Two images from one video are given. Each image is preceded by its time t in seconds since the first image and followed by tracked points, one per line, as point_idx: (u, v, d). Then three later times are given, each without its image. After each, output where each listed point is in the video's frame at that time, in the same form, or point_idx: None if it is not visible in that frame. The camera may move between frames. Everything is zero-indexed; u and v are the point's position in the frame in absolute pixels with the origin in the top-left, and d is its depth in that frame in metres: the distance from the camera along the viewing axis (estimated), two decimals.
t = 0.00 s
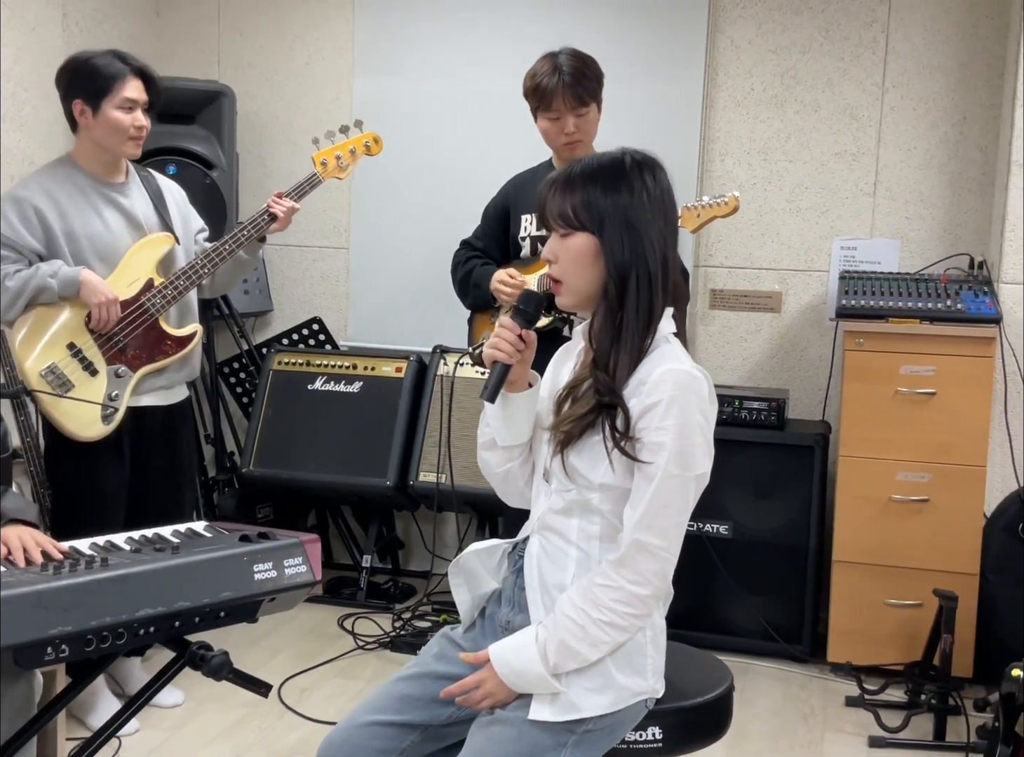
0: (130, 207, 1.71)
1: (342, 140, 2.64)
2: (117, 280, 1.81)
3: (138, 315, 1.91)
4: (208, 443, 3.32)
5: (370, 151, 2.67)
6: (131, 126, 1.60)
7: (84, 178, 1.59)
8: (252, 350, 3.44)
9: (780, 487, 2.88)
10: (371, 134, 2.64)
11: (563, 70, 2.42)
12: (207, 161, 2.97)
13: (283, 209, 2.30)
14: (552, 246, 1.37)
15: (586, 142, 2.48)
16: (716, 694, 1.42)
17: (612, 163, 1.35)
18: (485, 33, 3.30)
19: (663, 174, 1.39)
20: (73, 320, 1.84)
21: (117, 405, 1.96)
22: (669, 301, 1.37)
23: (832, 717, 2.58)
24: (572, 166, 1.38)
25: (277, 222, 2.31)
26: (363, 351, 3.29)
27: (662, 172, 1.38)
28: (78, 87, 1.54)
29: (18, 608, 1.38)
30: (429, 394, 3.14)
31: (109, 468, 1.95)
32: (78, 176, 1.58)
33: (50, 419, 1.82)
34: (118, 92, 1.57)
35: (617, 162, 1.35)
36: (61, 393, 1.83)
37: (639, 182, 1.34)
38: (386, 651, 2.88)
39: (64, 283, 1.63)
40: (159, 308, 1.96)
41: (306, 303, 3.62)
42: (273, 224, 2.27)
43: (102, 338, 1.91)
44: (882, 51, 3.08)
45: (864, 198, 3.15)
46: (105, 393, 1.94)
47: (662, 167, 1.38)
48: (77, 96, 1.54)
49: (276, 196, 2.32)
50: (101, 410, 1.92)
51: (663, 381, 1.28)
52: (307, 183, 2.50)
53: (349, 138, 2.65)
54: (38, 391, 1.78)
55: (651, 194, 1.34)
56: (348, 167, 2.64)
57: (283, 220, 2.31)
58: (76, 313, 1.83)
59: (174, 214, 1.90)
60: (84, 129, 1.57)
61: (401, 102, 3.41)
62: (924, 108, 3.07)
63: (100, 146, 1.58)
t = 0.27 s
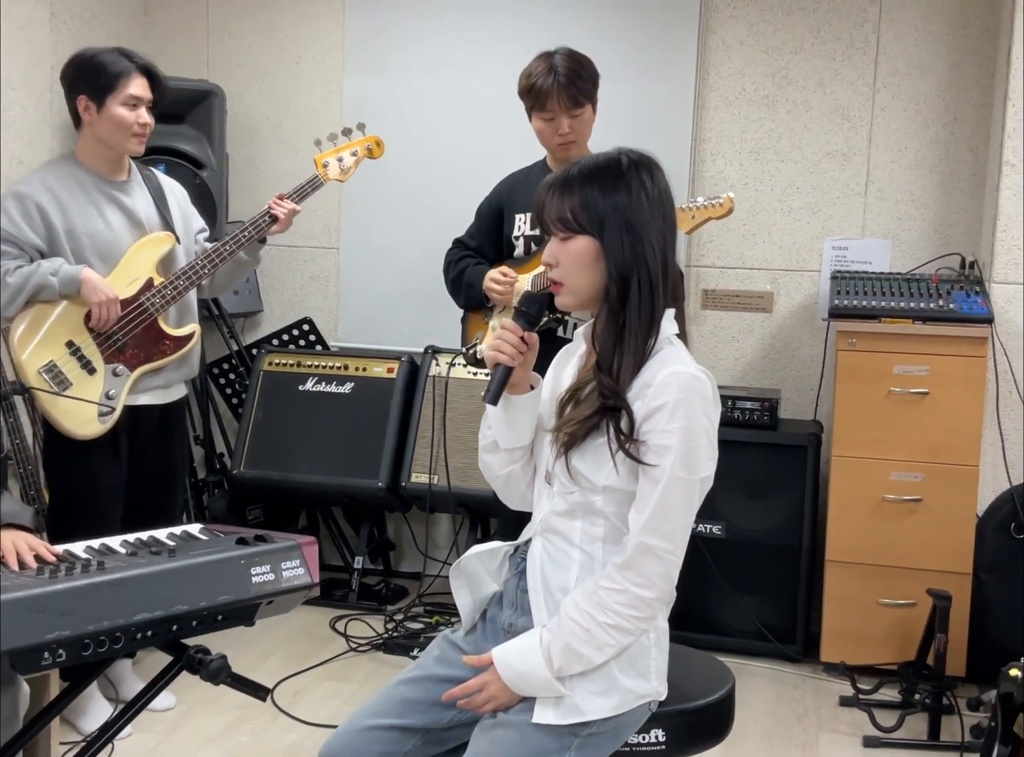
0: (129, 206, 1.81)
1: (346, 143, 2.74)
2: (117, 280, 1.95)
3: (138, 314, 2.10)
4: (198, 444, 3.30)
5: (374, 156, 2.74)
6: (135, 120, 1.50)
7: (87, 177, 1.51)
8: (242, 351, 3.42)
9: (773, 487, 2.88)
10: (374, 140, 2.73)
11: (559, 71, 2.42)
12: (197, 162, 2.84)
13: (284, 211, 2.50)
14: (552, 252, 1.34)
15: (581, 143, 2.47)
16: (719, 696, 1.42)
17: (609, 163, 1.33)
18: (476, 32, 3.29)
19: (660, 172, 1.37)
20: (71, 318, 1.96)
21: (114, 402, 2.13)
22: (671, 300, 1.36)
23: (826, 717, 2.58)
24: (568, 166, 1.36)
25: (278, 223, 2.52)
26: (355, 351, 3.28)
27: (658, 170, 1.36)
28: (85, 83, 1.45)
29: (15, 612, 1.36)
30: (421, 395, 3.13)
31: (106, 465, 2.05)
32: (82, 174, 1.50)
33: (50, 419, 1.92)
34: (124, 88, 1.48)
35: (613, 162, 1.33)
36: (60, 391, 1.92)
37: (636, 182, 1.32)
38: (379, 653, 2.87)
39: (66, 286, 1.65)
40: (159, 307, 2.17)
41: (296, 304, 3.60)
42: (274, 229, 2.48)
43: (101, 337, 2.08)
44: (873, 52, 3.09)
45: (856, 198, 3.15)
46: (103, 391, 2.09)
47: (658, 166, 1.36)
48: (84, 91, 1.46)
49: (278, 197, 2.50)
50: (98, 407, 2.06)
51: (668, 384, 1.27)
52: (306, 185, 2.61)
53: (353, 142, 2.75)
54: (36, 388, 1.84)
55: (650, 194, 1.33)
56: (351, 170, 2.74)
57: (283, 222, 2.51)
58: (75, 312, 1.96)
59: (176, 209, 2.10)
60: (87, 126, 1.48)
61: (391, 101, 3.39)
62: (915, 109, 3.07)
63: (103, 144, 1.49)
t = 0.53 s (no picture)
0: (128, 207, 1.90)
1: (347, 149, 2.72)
2: (113, 281, 1.99)
3: (133, 316, 2.11)
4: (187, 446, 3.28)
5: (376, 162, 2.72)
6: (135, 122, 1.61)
7: (87, 177, 1.62)
8: (231, 353, 3.41)
9: (765, 488, 2.88)
10: (375, 145, 2.71)
11: (554, 74, 2.43)
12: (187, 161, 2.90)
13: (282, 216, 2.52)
14: (550, 250, 1.34)
15: (575, 146, 2.47)
16: (721, 699, 1.42)
17: (610, 165, 1.33)
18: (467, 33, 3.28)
19: (662, 175, 1.36)
20: (65, 318, 1.91)
21: (107, 404, 2.11)
22: (671, 303, 1.35)
23: (819, 718, 2.59)
24: (570, 168, 1.35)
25: (276, 227, 2.54)
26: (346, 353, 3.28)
27: (661, 174, 1.35)
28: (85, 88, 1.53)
29: (12, 619, 1.35)
30: (412, 397, 3.13)
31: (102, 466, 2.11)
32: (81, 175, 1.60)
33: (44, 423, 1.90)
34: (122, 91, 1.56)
35: (615, 165, 1.33)
36: (50, 393, 1.90)
37: (637, 184, 1.32)
38: (371, 656, 2.85)
39: (61, 284, 1.70)
40: (154, 310, 2.19)
41: (285, 305, 3.59)
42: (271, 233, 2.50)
43: (95, 338, 2.04)
44: (864, 53, 3.09)
45: (846, 198, 3.16)
46: (96, 394, 2.08)
47: (660, 169, 1.35)
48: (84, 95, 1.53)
49: (278, 202, 2.54)
50: (90, 411, 2.07)
51: (668, 386, 1.26)
52: (307, 191, 2.58)
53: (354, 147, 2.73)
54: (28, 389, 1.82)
55: (651, 196, 1.32)
56: (353, 176, 2.72)
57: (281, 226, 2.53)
58: (69, 313, 1.91)
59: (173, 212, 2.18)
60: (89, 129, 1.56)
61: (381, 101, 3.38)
62: (906, 109, 3.08)
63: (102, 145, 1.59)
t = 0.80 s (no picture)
0: (120, 209, 1.87)
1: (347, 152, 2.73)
2: (102, 284, 1.98)
3: (126, 320, 2.11)
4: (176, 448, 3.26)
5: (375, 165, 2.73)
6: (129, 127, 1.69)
7: (80, 178, 1.65)
8: (219, 354, 3.38)
9: (756, 488, 2.88)
10: (374, 147, 2.71)
11: (547, 73, 2.42)
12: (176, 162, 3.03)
13: (277, 219, 2.47)
14: (553, 250, 1.33)
15: (567, 146, 2.46)
16: (722, 701, 1.42)
17: (616, 166, 1.32)
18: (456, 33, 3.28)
19: (668, 177, 1.36)
20: (54, 321, 1.97)
21: (95, 408, 2.11)
22: (674, 304, 1.35)
23: (812, 718, 2.59)
24: (575, 168, 1.35)
25: (271, 231, 2.49)
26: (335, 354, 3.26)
27: (666, 176, 1.35)
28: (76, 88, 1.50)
29: (8, 623, 1.34)
30: (403, 399, 3.13)
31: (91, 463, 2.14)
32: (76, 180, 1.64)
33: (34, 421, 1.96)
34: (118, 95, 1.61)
35: (620, 165, 1.32)
36: (40, 396, 1.97)
37: (643, 185, 1.31)
38: (363, 658, 2.84)
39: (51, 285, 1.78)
40: (146, 312, 2.18)
41: (274, 306, 3.57)
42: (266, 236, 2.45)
43: (84, 340, 2.05)
44: (853, 53, 3.10)
45: (836, 199, 3.16)
46: (83, 398, 2.08)
47: (666, 171, 1.35)
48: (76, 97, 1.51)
49: (272, 205, 2.48)
50: (78, 414, 2.07)
51: (670, 387, 1.26)
52: (303, 192, 2.58)
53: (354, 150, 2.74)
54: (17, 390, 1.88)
55: (657, 197, 1.31)
56: (351, 179, 2.73)
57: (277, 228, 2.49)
58: (58, 315, 1.96)
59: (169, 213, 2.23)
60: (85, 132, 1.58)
61: (371, 101, 3.37)
62: (895, 110, 3.09)
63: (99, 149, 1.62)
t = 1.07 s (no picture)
0: (107, 207, 1.85)
1: (339, 146, 2.73)
2: (92, 281, 1.90)
3: (116, 317, 2.06)
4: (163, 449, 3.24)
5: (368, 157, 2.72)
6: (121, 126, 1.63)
7: (70, 177, 1.57)
8: (207, 354, 3.36)
9: (747, 488, 2.88)
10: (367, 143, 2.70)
11: (540, 71, 2.41)
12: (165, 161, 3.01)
13: (269, 215, 2.50)
14: (555, 251, 1.33)
15: (560, 145, 2.45)
16: (723, 704, 1.41)
17: (619, 166, 1.32)
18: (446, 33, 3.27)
19: (669, 177, 1.35)
20: (43, 320, 1.81)
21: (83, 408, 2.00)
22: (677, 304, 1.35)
23: (804, 717, 2.59)
24: (577, 169, 1.34)
25: (262, 227, 2.52)
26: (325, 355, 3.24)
27: (668, 176, 1.35)
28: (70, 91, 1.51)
29: (4, 628, 1.32)
30: (394, 399, 3.13)
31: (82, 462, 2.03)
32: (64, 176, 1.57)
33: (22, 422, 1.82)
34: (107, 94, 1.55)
35: (622, 165, 1.32)
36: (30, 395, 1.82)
37: (646, 185, 1.31)
38: (354, 660, 2.83)
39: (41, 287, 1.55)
40: (136, 310, 2.14)
41: (263, 307, 3.55)
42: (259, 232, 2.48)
43: (73, 338, 1.95)
44: (842, 53, 3.10)
45: (826, 199, 3.17)
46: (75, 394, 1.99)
47: (668, 171, 1.35)
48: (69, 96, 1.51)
49: (263, 200, 2.51)
50: (69, 411, 1.96)
51: (674, 388, 1.25)
52: (295, 188, 2.57)
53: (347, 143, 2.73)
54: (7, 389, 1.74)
55: (660, 198, 1.31)
56: (344, 174, 2.73)
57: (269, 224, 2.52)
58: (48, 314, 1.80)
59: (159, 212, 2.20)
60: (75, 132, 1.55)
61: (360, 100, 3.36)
62: (885, 110, 3.10)
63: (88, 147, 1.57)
